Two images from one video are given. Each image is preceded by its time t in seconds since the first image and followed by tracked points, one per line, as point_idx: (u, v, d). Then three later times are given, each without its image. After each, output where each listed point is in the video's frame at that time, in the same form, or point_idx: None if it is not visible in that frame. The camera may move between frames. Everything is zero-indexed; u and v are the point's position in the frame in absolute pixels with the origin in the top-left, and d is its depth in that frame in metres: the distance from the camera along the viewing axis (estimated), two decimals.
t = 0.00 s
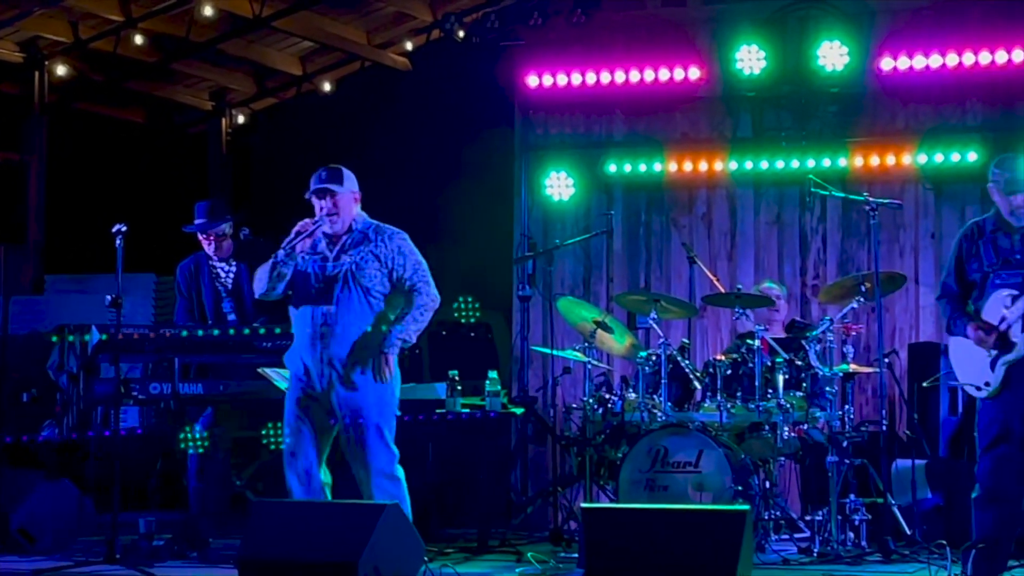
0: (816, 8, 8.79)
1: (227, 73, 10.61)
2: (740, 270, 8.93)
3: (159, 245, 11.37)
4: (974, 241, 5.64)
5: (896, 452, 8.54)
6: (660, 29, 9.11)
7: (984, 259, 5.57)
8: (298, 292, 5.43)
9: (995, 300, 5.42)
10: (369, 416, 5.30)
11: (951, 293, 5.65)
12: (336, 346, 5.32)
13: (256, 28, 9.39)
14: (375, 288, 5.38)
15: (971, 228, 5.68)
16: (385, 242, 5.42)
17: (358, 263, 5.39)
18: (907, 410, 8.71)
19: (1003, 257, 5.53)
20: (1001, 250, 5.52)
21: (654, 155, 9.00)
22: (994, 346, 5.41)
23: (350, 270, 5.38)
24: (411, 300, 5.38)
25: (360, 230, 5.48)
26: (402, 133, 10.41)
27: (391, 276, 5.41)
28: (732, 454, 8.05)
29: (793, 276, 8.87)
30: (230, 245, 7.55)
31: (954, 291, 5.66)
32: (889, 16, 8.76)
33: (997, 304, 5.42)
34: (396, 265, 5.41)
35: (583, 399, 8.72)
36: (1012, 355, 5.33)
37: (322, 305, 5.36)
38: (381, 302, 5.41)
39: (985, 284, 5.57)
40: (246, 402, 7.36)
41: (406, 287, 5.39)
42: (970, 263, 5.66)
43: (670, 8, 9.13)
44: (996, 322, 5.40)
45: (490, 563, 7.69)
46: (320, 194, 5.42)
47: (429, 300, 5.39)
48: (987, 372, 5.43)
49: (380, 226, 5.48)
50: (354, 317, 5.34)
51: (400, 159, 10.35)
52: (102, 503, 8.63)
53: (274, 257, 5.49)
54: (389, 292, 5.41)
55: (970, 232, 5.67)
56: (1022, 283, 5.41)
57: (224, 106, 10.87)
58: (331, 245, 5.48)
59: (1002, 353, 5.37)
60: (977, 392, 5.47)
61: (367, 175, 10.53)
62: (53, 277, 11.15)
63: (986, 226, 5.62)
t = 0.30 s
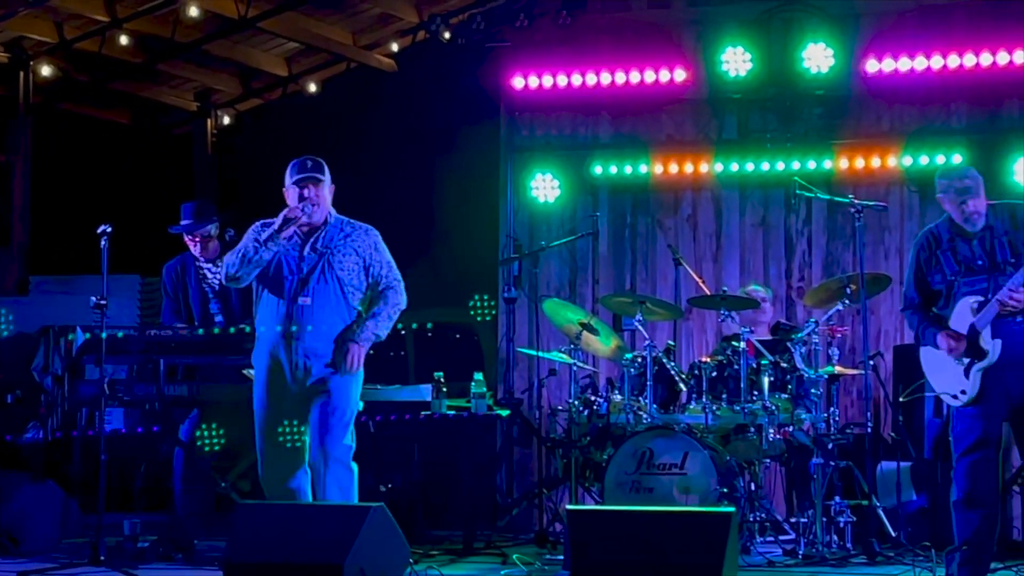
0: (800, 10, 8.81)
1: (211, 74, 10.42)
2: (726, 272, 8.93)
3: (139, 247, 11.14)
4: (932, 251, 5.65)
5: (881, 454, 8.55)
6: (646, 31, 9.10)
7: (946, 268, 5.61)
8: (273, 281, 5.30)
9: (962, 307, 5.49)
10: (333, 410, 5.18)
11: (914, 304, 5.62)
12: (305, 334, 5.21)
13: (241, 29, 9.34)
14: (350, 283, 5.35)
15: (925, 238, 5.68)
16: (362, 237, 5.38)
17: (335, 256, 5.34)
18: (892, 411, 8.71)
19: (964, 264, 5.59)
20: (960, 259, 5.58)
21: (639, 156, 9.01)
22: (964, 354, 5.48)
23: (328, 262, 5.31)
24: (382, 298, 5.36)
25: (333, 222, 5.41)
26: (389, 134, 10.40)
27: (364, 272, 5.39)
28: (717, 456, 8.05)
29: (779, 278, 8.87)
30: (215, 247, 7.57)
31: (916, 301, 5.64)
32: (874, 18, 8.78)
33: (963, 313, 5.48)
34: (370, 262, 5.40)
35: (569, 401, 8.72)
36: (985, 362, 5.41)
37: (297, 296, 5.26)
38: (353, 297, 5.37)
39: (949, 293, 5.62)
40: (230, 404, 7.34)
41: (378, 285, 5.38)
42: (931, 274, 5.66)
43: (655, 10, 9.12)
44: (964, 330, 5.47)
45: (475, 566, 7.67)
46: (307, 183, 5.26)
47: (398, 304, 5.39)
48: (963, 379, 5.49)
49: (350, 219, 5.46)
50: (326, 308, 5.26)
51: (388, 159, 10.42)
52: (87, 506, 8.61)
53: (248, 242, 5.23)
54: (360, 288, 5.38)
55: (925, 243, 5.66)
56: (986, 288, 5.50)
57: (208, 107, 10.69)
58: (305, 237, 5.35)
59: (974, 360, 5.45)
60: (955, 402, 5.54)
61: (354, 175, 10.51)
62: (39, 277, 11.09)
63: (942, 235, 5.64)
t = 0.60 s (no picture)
0: (784, 11, 8.81)
1: (192, 73, 10.40)
2: (709, 273, 8.91)
3: (120, 248, 11.05)
4: (915, 251, 5.63)
5: (865, 456, 8.52)
6: (628, 32, 9.11)
7: (929, 269, 5.58)
8: (253, 289, 5.16)
9: (942, 308, 5.47)
10: (326, 432, 5.09)
11: (895, 304, 5.65)
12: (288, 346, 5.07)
13: (223, 29, 9.25)
14: (332, 291, 5.17)
15: (909, 236, 5.66)
16: (345, 246, 5.22)
17: (317, 262, 5.17)
18: (875, 414, 8.68)
19: (946, 266, 5.56)
20: (942, 260, 5.55)
21: (623, 158, 8.98)
22: (944, 357, 5.46)
23: (311, 269, 5.15)
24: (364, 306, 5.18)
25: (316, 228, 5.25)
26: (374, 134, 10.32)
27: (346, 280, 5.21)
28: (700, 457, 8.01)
29: (762, 280, 8.85)
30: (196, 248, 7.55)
31: (898, 301, 5.67)
32: (858, 19, 8.80)
33: (944, 314, 5.46)
34: (352, 271, 5.22)
35: (551, 403, 8.69)
36: (964, 366, 5.40)
37: (280, 304, 5.12)
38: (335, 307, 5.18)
39: (930, 294, 5.59)
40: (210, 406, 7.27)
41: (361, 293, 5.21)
42: (913, 273, 5.64)
43: (638, 11, 9.12)
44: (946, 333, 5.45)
45: (458, 568, 7.62)
46: (293, 189, 5.14)
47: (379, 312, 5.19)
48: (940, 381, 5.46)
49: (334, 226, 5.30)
50: (309, 320, 5.12)
51: (373, 163, 10.37)
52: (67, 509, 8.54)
53: (232, 248, 5.15)
54: (344, 299, 5.20)
55: (908, 243, 5.64)
56: (967, 291, 5.47)
57: (190, 107, 10.67)
58: (288, 245, 5.20)
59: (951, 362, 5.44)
60: (931, 404, 5.51)
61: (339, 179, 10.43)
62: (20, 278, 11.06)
63: (926, 235, 5.61)
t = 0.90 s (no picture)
0: (767, 13, 8.79)
1: (173, 74, 10.25)
2: (691, 276, 8.88)
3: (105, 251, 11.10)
4: (926, 245, 5.76)
5: (847, 459, 8.52)
6: (610, 33, 9.08)
7: (935, 265, 5.71)
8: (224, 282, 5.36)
9: (942, 307, 5.58)
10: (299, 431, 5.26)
11: (900, 296, 5.83)
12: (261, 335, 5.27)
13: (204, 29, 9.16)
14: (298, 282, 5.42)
15: (924, 230, 5.80)
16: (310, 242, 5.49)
17: (287, 257, 5.41)
18: (857, 417, 8.67)
19: (951, 265, 5.68)
20: (949, 258, 5.67)
21: (605, 160, 8.96)
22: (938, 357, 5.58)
23: (282, 263, 5.39)
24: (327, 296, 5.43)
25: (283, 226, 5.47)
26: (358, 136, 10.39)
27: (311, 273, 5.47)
28: (682, 461, 7.97)
29: (745, 283, 8.83)
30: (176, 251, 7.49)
31: (904, 294, 5.84)
32: (841, 22, 8.78)
33: (943, 313, 5.57)
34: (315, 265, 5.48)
35: (533, 406, 8.68)
36: (956, 366, 5.50)
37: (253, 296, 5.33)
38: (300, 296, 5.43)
39: (932, 291, 5.73)
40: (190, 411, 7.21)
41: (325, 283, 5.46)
42: (921, 267, 5.79)
43: (621, 13, 9.09)
44: (942, 334, 5.56)
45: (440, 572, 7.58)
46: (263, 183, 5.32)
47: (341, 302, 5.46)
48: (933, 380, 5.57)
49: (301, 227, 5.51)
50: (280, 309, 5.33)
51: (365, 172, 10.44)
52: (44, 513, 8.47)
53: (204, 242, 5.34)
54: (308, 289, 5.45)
55: (922, 237, 5.78)
56: (968, 293, 5.60)
57: (170, 108, 10.55)
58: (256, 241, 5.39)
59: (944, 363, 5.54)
60: (925, 401, 5.62)
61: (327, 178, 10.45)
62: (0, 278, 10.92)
63: (940, 230, 5.73)
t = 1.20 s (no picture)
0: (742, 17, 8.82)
1: (148, 76, 10.15)
2: (667, 279, 8.91)
3: (82, 251, 11.23)
4: (930, 245, 5.72)
5: (822, 462, 8.53)
6: (586, 37, 9.10)
7: (935, 265, 5.67)
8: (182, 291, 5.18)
9: (939, 310, 5.55)
10: (248, 445, 5.16)
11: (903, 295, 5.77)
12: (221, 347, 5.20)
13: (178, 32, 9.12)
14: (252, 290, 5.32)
15: (929, 232, 5.77)
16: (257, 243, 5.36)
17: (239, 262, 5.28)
18: (832, 419, 8.69)
19: (951, 266, 5.63)
20: (951, 259, 5.62)
21: (581, 162, 8.99)
22: (933, 356, 5.55)
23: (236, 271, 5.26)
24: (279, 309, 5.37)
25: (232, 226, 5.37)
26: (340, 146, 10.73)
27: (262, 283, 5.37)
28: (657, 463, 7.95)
29: (721, 285, 8.85)
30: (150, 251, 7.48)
31: (907, 293, 5.77)
32: (816, 25, 8.81)
33: (940, 314, 5.55)
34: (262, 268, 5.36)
35: (508, 408, 8.69)
36: (949, 366, 5.47)
37: (215, 307, 5.20)
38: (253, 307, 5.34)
39: (931, 291, 5.68)
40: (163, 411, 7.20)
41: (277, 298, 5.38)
42: (923, 268, 5.74)
43: (597, 17, 9.12)
44: (937, 334, 5.55)
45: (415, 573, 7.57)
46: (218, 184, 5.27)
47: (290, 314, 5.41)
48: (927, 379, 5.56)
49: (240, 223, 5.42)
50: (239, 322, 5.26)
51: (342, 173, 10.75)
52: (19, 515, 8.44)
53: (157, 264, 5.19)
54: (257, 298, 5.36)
55: (928, 236, 5.75)
56: (966, 294, 5.55)
57: (145, 111, 10.47)
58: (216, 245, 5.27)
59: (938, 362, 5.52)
60: (920, 401, 5.59)
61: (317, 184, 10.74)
62: None
63: (944, 231, 5.70)
